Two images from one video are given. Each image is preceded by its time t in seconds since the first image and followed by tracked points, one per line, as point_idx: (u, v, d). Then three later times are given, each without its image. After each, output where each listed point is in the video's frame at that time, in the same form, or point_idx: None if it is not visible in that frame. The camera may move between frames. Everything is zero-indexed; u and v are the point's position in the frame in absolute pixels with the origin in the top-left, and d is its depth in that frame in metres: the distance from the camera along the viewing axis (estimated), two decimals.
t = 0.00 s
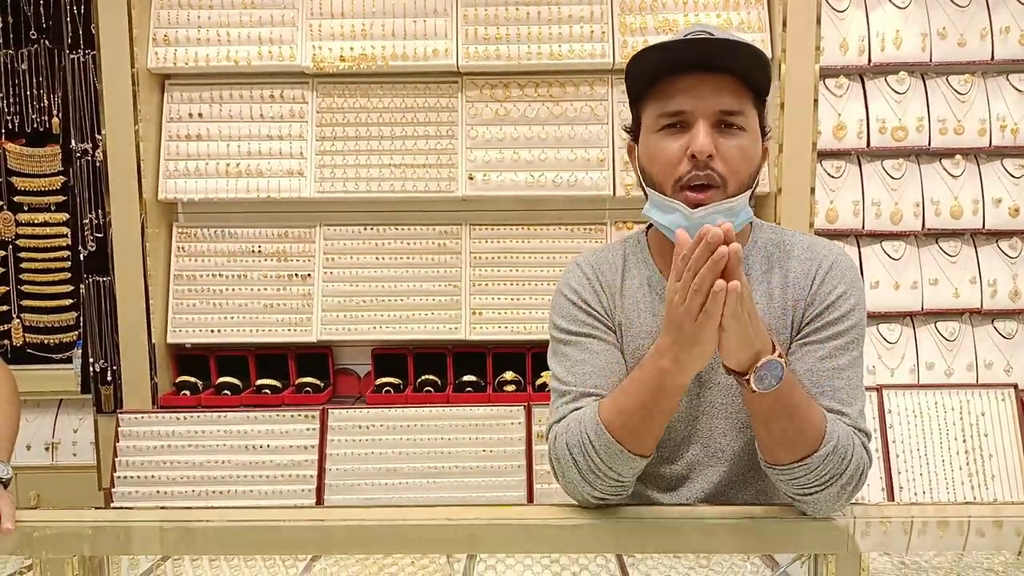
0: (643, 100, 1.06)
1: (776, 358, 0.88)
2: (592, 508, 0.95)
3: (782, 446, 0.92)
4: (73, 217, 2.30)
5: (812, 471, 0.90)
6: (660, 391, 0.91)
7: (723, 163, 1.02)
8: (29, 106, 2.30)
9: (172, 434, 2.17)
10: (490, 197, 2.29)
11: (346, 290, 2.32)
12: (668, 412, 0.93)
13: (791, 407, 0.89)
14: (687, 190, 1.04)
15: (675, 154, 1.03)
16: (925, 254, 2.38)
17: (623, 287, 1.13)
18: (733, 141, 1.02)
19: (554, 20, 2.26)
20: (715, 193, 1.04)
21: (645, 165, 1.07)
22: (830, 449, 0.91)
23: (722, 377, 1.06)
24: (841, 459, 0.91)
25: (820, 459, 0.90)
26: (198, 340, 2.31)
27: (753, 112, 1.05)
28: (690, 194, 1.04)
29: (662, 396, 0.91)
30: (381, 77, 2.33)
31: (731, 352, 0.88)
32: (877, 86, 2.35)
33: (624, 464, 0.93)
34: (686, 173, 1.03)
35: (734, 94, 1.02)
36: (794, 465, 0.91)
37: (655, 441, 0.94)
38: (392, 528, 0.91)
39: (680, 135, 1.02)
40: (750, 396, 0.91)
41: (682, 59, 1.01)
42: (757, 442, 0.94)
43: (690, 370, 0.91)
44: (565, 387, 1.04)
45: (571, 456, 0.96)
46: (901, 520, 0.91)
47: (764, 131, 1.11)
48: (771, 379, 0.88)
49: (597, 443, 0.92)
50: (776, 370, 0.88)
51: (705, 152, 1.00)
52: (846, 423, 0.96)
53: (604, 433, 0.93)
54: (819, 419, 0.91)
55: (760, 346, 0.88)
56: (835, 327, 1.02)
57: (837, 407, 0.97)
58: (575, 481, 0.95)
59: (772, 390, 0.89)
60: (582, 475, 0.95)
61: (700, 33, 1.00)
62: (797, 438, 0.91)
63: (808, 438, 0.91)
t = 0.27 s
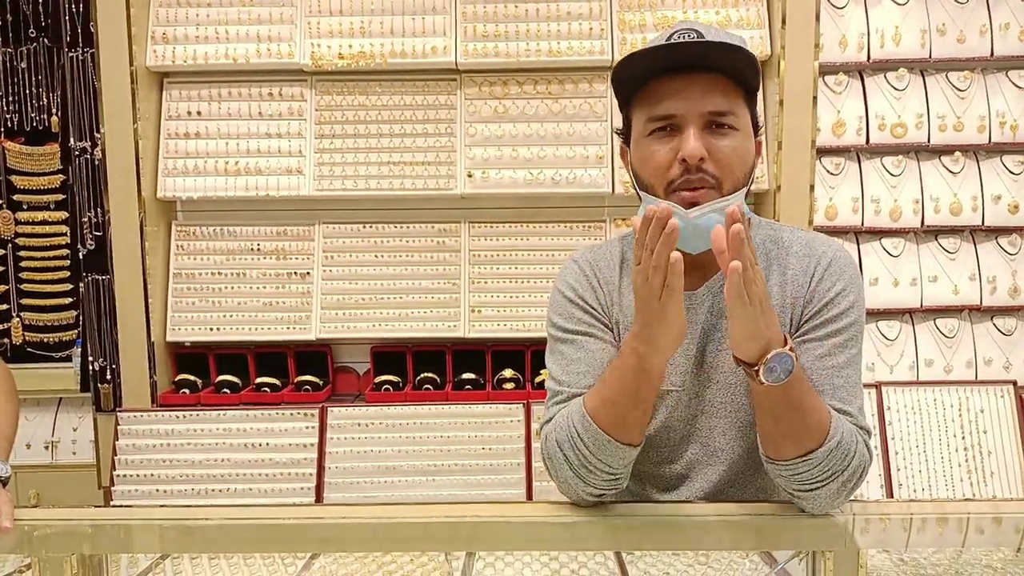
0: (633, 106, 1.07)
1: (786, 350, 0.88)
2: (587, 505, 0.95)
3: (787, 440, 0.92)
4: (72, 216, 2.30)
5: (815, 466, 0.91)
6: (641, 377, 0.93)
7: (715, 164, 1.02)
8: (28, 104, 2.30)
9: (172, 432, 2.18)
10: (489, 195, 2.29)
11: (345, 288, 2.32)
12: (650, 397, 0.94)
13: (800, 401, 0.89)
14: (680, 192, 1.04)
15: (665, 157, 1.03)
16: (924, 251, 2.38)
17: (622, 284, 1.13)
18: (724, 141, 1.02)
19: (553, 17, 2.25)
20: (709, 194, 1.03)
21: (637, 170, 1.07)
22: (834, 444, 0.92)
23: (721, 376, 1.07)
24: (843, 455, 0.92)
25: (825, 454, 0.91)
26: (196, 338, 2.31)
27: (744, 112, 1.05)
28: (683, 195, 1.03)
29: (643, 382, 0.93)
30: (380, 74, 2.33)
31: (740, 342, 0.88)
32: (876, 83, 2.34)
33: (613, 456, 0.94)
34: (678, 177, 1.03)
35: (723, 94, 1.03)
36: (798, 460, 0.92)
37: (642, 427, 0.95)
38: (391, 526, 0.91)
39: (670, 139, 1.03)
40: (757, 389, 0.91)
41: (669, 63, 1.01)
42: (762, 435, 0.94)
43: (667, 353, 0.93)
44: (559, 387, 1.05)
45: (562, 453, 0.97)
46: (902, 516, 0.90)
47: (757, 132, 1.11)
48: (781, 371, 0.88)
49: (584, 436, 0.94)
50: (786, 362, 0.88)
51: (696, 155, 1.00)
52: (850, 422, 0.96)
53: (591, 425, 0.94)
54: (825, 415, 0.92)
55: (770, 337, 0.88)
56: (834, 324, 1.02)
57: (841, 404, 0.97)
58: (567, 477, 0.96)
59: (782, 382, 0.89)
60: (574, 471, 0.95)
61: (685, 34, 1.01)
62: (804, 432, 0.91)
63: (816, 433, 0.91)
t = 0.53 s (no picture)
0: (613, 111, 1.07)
1: (775, 354, 0.88)
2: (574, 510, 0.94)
3: (773, 442, 0.93)
4: (58, 222, 2.29)
5: (802, 468, 0.91)
6: (618, 383, 0.93)
7: (691, 171, 1.03)
8: (13, 110, 2.28)
9: (159, 439, 2.16)
10: (477, 199, 2.29)
11: (332, 293, 2.32)
12: (629, 401, 0.95)
13: (787, 405, 0.90)
14: (658, 199, 1.04)
15: (642, 163, 1.03)
16: (910, 252, 2.39)
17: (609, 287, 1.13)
18: (702, 148, 1.02)
19: (539, 20, 2.26)
20: (685, 202, 1.04)
21: (616, 174, 1.07)
22: (821, 447, 0.92)
23: (706, 381, 1.06)
24: (831, 457, 0.93)
25: (812, 457, 0.91)
26: (184, 344, 2.30)
27: (724, 118, 1.05)
28: (661, 203, 1.04)
29: (621, 387, 0.93)
30: (367, 78, 2.32)
31: (730, 346, 0.88)
32: (862, 85, 2.35)
33: (595, 460, 0.94)
34: (655, 183, 1.03)
35: (702, 100, 1.03)
36: (784, 463, 0.92)
37: (623, 431, 0.96)
38: (378, 533, 0.90)
39: (648, 145, 1.03)
40: (746, 392, 0.92)
41: (647, 68, 1.02)
42: (749, 437, 0.95)
43: (645, 356, 0.94)
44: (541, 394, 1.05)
45: (545, 458, 0.98)
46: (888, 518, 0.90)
47: (738, 138, 1.11)
48: (770, 374, 0.88)
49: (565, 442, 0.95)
50: (774, 367, 0.88)
51: (671, 163, 1.00)
52: (837, 425, 0.96)
53: (572, 431, 0.95)
54: (813, 418, 0.93)
55: (759, 340, 0.88)
56: (819, 327, 1.02)
57: (826, 407, 0.97)
58: (550, 482, 0.96)
59: (770, 387, 0.89)
60: (557, 477, 0.95)
61: (664, 39, 1.01)
62: (791, 436, 0.92)
63: (803, 435, 0.92)
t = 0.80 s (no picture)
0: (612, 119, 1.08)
1: (766, 378, 0.89)
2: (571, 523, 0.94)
3: (768, 462, 0.92)
4: (54, 233, 2.28)
5: (797, 485, 0.91)
6: (615, 401, 0.93)
7: (690, 179, 1.03)
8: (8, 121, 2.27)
9: (155, 450, 2.16)
10: (474, 210, 2.29)
11: (329, 304, 2.32)
12: (626, 419, 0.95)
13: (781, 425, 0.90)
14: (656, 207, 1.04)
15: (641, 171, 1.03)
16: (907, 263, 2.40)
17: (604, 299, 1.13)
18: (700, 157, 1.03)
19: (535, 33, 2.27)
20: (683, 209, 1.04)
21: (614, 182, 1.08)
22: (815, 463, 0.92)
23: (702, 393, 1.07)
24: (826, 472, 0.92)
25: (807, 474, 0.91)
26: (180, 355, 2.29)
27: (721, 128, 1.06)
28: (658, 211, 1.04)
29: (618, 406, 0.94)
30: (364, 90, 2.33)
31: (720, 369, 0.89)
32: (856, 97, 2.37)
33: (591, 478, 0.94)
34: (654, 190, 1.04)
35: (701, 110, 1.03)
36: (778, 480, 0.92)
37: (618, 448, 0.96)
38: (373, 545, 0.90)
39: (647, 153, 1.03)
40: (738, 414, 0.92)
41: (647, 77, 1.02)
42: (743, 454, 0.94)
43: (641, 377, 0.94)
44: (538, 406, 1.05)
45: (540, 473, 0.97)
46: (885, 530, 0.90)
47: (734, 148, 1.12)
48: (760, 399, 0.89)
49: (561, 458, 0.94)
50: (766, 391, 0.89)
51: (671, 170, 1.01)
52: (831, 436, 0.96)
53: (567, 448, 0.95)
54: (807, 436, 0.92)
55: (751, 363, 0.89)
56: (813, 338, 1.02)
57: (820, 419, 0.97)
58: (545, 498, 0.96)
59: (761, 408, 0.89)
60: (552, 493, 0.95)
61: (664, 50, 1.02)
62: (785, 454, 0.91)
63: (797, 454, 0.91)
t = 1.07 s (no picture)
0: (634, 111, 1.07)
1: (752, 375, 0.88)
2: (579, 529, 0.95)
3: (764, 463, 0.91)
4: (64, 237, 2.30)
5: (793, 487, 0.90)
6: (645, 408, 0.91)
7: (715, 173, 1.03)
8: (20, 126, 2.31)
9: (163, 454, 2.16)
10: (481, 213, 2.29)
11: (335, 307, 2.32)
12: (655, 427, 0.93)
13: (769, 425, 0.89)
14: (680, 201, 1.04)
15: (667, 164, 1.03)
16: (916, 266, 2.38)
17: (611, 302, 1.12)
18: (725, 152, 1.03)
19: (542, 36, 2.27)
20: (707, 203, 1.04)
21: (636, 176, 1.07)
22: (812, 465, 0.90)
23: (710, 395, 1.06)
24: (823, 476, 0.90)
25: (803, 475, 0.89)
26: (188, 359, 2.30)
27: (743, 125, 1.06)
28: (681, 205, 1.04)
29: (648, 413, 0.91)
30: (371, 94, 2.33)
31: (705, 370, 0.90)
32: (865, 99, 2.35)
33: (610, 483, 0.93)
34: (678, 184, 1.03)
35: (724, 105, 1.03)
36: (775, 483, 0.91)
37: (642, 455, 0.94)
38: (380, 551, 0.89)
39: (673, 145, 1.03)
40: (729, 413, 0.92)
41: (674, 70, 1.01)
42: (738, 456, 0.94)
43: (673, 387, 0.92)
44: (550, 406, 1.04)
45: (555, 477, 0.95)
46: (895, 536, 0.90)
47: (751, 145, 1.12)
48: (747, 396, 0.89)
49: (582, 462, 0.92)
50: (751, 387, 0.88)
51: (699, 162, 1.01)
52: (829, 439, 0.95)
53: (589, 452, 0.92)
54: (801, 434, 0.90)
55: (734, 363, 0.89)
56: (821, 342, 1.01)
57: (822, 422, 0.97)
58: (560, 502, 0.94)
59: (749, 407, 0.89)
60: (568, 496, 0.94)
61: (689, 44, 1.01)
62: (781, 455, 0.90)
63: (790, 455, 0.90)
